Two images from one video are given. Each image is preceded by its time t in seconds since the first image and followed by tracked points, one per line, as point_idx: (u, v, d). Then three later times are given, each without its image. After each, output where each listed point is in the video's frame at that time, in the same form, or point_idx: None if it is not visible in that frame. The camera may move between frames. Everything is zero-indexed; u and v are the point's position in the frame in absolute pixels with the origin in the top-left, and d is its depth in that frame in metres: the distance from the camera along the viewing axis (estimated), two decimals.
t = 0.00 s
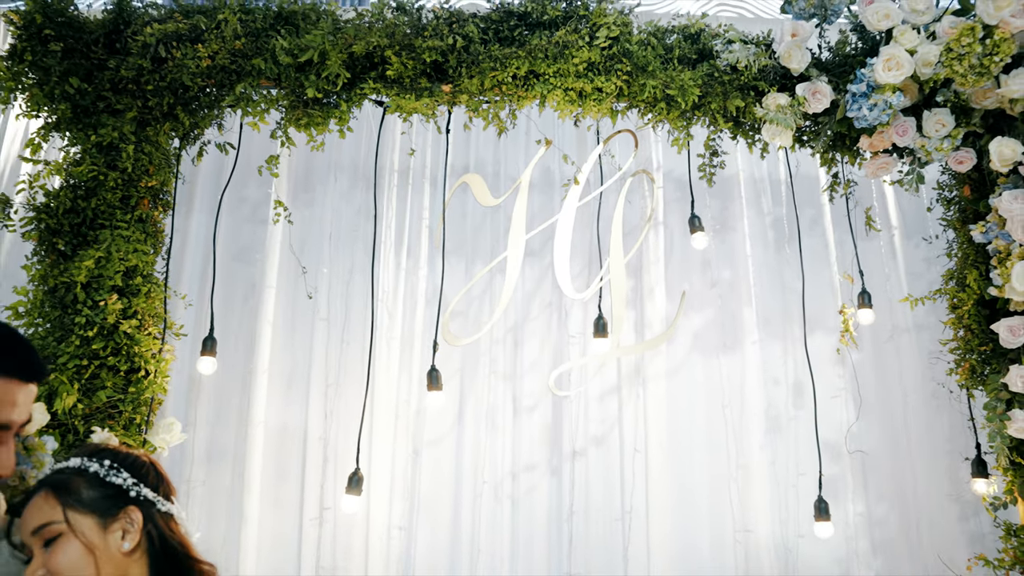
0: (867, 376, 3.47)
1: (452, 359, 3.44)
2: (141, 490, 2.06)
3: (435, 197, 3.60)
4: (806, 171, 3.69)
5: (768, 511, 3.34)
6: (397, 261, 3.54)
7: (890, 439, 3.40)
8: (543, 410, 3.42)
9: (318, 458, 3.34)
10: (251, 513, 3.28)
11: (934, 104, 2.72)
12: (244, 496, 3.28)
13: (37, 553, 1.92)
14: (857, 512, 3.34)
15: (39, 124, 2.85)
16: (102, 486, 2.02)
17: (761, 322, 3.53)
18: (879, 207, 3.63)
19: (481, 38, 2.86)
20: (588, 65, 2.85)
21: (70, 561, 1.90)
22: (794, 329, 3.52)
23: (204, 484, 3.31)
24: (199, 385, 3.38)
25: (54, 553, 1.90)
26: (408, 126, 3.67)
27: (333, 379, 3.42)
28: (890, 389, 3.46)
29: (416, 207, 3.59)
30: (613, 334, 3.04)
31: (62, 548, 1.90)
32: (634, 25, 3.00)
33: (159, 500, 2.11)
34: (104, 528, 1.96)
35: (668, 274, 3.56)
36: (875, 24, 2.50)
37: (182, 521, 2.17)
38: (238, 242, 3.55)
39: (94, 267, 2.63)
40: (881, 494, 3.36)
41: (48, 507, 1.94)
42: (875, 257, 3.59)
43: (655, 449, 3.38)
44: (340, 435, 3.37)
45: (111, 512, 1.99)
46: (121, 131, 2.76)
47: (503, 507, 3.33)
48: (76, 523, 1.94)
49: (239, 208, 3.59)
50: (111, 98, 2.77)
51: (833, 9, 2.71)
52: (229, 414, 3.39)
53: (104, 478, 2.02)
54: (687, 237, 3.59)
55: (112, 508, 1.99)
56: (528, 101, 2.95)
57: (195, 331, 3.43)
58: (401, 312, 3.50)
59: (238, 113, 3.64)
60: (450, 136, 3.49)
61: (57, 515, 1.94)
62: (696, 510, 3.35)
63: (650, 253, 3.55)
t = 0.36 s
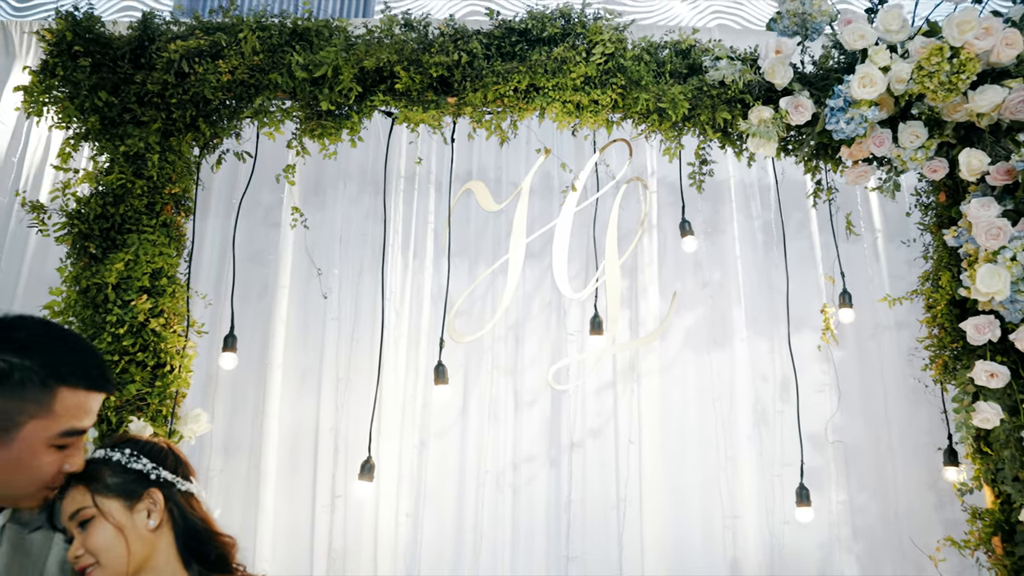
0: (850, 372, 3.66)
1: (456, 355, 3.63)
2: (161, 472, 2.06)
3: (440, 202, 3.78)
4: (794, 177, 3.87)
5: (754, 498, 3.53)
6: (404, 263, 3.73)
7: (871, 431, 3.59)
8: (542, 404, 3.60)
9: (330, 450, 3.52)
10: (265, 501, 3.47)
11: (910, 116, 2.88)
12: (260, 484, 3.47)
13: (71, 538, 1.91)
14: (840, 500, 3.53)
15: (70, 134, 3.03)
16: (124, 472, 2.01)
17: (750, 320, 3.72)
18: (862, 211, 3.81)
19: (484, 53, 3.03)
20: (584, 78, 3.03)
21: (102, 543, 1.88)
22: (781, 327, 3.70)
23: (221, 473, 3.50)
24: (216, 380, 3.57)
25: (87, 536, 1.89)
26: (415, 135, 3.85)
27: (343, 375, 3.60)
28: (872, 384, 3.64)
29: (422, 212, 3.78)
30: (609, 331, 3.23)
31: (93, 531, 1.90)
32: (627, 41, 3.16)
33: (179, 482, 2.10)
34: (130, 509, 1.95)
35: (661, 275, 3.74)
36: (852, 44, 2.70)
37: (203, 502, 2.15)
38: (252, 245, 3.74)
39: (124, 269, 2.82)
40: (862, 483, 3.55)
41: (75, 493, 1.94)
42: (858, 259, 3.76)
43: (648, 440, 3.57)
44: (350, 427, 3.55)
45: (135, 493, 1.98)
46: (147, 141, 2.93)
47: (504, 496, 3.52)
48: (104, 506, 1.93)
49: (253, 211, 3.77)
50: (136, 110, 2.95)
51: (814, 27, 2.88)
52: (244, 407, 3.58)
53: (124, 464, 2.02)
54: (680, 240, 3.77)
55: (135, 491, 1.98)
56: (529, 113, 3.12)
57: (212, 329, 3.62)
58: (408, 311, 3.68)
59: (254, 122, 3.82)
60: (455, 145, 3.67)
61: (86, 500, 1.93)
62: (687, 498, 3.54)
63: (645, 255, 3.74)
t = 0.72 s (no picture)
0: (834, 352, 3.85)
1: (460, 336, 3.83)
2: (183, 440, 2.19)
3: (444, 190, 3.96)
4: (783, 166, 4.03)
5: (741, 470, 3.74)
6: (410, 248, 3.92)
7: (853, 407, 3.79)
8: (541, 381, 3.81)
9: (341, 425, 3.73)
10: (280, 473, 3.68)
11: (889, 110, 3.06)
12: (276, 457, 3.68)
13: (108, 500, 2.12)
14: (823, 472, 3.74)
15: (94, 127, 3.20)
16: (151, 441, 2.15)
17: (739, 302, 3.90)
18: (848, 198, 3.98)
19: (486, 51, 3.21)
20: (581, 74, 3.19)
21: (135, 507, 2.09)
22: (769, 309, 3.89)
23: (239, 447, 3.71)
24: (232, 359, 3.76)
25: (121, 500, 2.09)
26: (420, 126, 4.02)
27: (353, 354, 3.80)
28: (855, 363, 3.83)
29: (427, 199, 3.96)
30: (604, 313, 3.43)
31: (127, 495, 2.09)
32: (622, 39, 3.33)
33: (199, 449, 2.23)
34: (158, 475, 2.13)
35: (655, 260, 3.93)
36: (831, 44, 2.89)
37: (224, 466, 2.31)
38: (266, 231, 3.92)
39: (149, 255, 3.01)
40: (845, 456, 3.75)
41: (109, 461, 2.11)
42: (844, 244, 3.94)
43: (642, 416, 3.78)
44: (360, 404, 3.75)
45: (162, 459, 2.14)
46: (169, 134, 3.11)
47: (506, 467, 3.74)
48: (136, 473, 2.11)
49: (266, 199, 3.95)
50: (157, 104, 3.11)
51: (798, 26, 3.04)
52: (259, 385, 3.78)
53: (150, 434, 2.15)
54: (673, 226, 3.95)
55: (162, 457, 2.14)
56: (529, 107, 3.29)
57: (229, 311, 3.81)
58: (414, 293, 3.87)
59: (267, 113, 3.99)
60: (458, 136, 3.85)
61: (119, 467, 2.11)
62: (678, 470, 3.74)
63: (639, 240, 3.92)
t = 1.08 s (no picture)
0: (819, 330, 4.04)
1: (462, 314, 4.02)
2: (210, 407, 2.37)
3: (447, 176, 4.14)
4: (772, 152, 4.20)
5: (729, 442, 3.94)
6: (415, 231, 4.09)
7: (836, 382, 3.98)
8: (540, 357, 4.00)
9: (350, 398, 3.93)
10: (292, 445, 3.88)
11: (869, 100, 3.23)
12: (288, 429, 3.87)
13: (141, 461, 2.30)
14: (807, 443, 3.94)
15: (115, 117, 3.38)
16: (180, 407, 2.33)
17: (729, 282, 4.08)
18: (834, 182, 4.15)
19: (487, 43, 3.37)
20: (578, 65, 3.35)
21: (166, 467, 2.27)
22: (757, 288, 4.07)
23: (253, 420, 3.91)
24: (245, 337, 3.95)
25: (153, 460, 2.28)
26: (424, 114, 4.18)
27: (360, 332, 3.99)
28: (839, 341, 4.02)
29: (430, 184, 4.13)
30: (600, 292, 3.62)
31: (158, 456, 2.28)
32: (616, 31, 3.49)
33: (223, 415, 2.42)
34: (186, 438, 2.32)
35: (648, 242, 4.11)
36: (813, 37, 3.07)
37: (246, 432, 2.50)
38: (276, 214, 4.09)
39: (170, 238, 3.18)
40: (828, 428, 3.95)
41: (142, 425, 2.30)
42: (830, 226, 4.11)
43: (635, 390, 3.98)
44: (367, 379, 3.94)
45: (190, 424, 2.33)
46: (187, 123, 3.28)
47: (506, 438, 3.94)
48: (166, 436, 2.30)
49: (276, 183, 4.11)
50: (174, 94, 3.28)
51: (782, 19, 3.20)
52: (271, 361, 3.96)
53: (179, 401, 2.34)
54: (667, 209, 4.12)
55: (190, 422, 2.32)
56: (528, 96, 3.45)
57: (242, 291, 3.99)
58: (418, 274, 4.06)
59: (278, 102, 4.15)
60: (460, 123, 4.02)
61: (151, 431, 2.30)
62: (670, 441, 3.94)
63: (633, 223, 4.10)
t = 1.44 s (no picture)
0: (803, 307, 4.24)
1: (464, 292, 4.23)
2: (231, 375, 2.53)
3: (449, 161, 4.33)
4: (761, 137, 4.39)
5: (717, 413, 4.16)
6: (418, 213, 4.29)
7: (819, 357, 4.20)
8: (537, 333, 4.22)
9: (357, 372, 4.15)
10: (303, 416, 4.09)
11: (847, 91, 3.42)
12: (298, 402, 4.08)
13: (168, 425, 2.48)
14: (791, 414, 4.15)
15: (134, 106, 3.57)
16: (203, 375, 2.50)
17: (718, 262, 4.28)
18: (820, 166, 4.33)
19: (486, 35, 3.54)
20: (572, 56, 3.53)
21: (191, 429, 2.45)
22: (745, 268, 4.26)
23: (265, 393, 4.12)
24: (257, 314, 4.15)
25: (179, 424, 2.45)
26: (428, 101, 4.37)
27: (367, 309, 4.21)
28: (822, 318, 4.23)
29: (433, 168, 4.33)
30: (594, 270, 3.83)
31: (184, 420, 2.45)
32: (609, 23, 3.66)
33: (243, 383, 2.58)
34: (209, 403, 2.48)
35: (641, 223, 4.31)
36: (793, 31, 3.25)
37: (263, 400, 2.66)
38: (286, 197, 4.28)
39: (189, 221, 3.38)
40: (811, 400, 4.17)
41: (170, 392, 2.48)
42: (815, 208, 4.29)
43: (628, 364, 4.20)
44: (373, 354, 4.16)
45: (213, 391, 2.49)
46: (203, 112, 3.48)
47: (505, 410, 4.17)
48: (191, 401, 2.47)
49: (285, 167, 4.29)
50: (191, 85, 3.47)
51: (766, 14, 3.37)
52: (282, 338, 4.17)
53: (203, 369, 2.50)
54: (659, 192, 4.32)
55: (212, 389, 2.49)
56: (525, 85, 3.63)
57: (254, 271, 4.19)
58: (422, 254, 4.26)
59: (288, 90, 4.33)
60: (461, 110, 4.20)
61: (177, 397, 2.48)
62: (660, 412, 4.16)
63: (627, 206, 4.29)
